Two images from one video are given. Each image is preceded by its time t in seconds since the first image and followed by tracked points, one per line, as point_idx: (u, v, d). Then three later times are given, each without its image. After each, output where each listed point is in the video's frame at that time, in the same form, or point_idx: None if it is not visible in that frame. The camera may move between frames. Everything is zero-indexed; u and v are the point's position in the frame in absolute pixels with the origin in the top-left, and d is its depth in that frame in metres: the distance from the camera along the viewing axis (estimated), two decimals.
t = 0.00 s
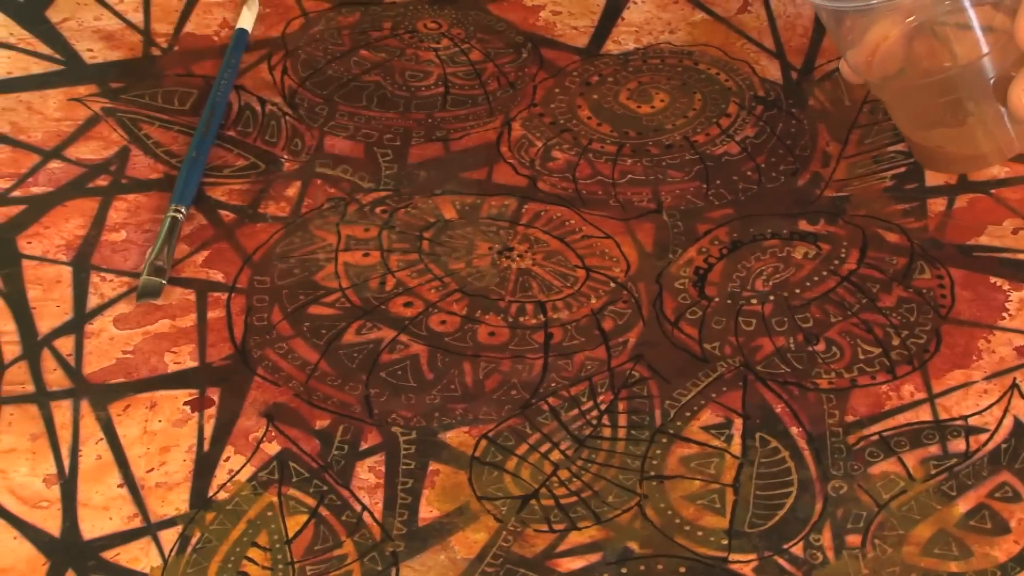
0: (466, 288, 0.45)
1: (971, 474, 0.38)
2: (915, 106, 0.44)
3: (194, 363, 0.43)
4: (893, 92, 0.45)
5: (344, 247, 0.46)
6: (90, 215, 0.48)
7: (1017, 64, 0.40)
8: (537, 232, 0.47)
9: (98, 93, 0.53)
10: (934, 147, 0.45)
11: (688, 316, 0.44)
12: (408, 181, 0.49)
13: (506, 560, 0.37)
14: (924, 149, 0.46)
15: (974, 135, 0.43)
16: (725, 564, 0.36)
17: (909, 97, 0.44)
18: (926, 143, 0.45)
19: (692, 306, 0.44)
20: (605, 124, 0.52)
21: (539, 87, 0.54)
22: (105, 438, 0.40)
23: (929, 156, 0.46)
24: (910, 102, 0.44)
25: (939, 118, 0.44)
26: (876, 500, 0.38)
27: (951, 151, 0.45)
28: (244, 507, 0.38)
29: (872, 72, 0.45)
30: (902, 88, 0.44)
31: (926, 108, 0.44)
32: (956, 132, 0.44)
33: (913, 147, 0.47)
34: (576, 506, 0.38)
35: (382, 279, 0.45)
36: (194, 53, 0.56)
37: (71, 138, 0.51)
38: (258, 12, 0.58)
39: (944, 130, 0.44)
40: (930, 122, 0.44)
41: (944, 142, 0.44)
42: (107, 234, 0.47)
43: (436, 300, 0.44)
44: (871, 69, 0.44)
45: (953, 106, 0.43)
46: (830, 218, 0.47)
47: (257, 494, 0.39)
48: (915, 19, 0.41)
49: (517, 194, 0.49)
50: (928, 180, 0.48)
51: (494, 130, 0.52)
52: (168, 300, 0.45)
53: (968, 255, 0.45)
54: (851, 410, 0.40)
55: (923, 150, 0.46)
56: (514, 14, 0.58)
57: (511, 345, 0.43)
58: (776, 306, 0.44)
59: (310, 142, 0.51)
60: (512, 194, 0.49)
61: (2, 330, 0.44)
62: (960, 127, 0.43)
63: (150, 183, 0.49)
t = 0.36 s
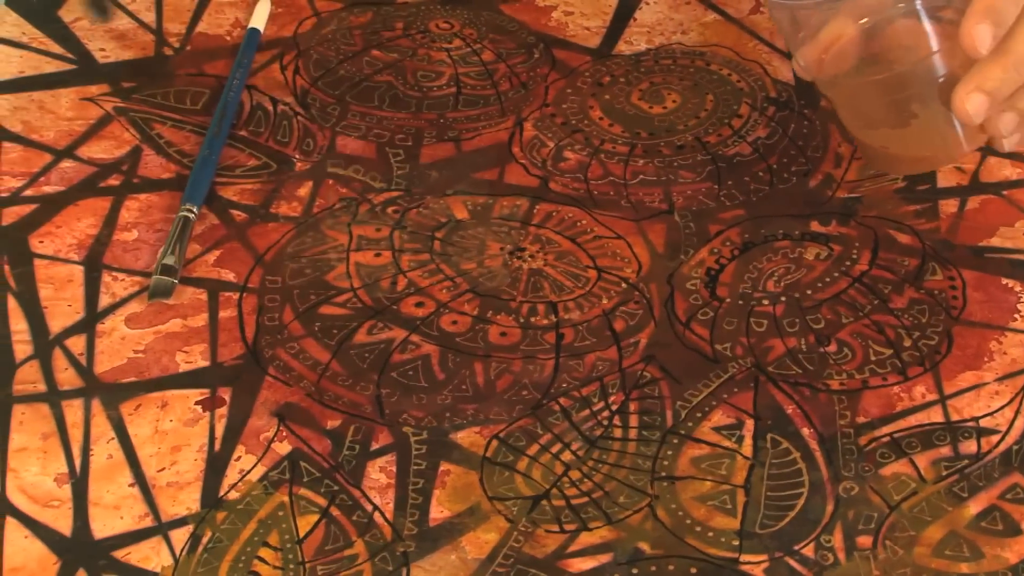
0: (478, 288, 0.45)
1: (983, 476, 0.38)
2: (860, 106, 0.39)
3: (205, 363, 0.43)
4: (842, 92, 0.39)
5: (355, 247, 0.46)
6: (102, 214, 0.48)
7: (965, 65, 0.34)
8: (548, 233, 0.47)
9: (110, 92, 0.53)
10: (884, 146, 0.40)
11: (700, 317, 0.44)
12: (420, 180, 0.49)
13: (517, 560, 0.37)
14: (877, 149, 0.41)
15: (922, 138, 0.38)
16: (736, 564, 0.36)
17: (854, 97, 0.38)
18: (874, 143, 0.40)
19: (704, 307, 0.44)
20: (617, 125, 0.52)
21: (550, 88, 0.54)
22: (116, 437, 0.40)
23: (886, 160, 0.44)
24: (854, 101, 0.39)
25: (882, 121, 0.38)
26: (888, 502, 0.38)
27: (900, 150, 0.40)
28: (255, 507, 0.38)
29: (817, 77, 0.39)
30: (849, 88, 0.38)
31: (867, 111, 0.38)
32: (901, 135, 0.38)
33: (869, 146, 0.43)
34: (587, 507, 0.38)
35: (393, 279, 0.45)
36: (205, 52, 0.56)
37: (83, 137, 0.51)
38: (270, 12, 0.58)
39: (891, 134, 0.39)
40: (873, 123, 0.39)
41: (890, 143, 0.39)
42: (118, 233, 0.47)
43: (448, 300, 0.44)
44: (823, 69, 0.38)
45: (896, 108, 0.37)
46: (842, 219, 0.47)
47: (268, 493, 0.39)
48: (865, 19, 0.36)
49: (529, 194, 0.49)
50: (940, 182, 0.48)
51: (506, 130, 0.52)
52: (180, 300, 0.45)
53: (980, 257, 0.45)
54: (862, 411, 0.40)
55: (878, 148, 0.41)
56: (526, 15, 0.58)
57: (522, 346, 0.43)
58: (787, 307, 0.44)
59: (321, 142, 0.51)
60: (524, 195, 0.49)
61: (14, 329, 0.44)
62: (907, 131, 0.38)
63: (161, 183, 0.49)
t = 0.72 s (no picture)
0: (486, 289, 0.45)
1: (992, 478, 0.38)
2: (825, 109, 0.41)
3: (213, 363, 0.42)
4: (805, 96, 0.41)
5: (363, 247, 0.46)
6: (109, 214, 0.48)
7: (927, 71, 0.37)
8: (557, 233, 0.47)
9: (117, 91, 0.53)
10: (846, 151, 0.42)
11: (708, 318, 0.43)
12: (428, 181, 0.49)
13: (525, 562, 0.37)
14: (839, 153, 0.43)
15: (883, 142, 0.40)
16: (745, 567, 0.36)
17: (819, 101, 0.40)
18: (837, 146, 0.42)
19: (713, 308, 0.44)
20: (626, 125, 0.52)
21: (559, 88, 0.54)
22: (123, 438, 0.40)
23: (849, 170, 0.45)
24: (819, 105, 0.41)
25: (844, 126, 0.40)
26: (897, 504, 0.38)
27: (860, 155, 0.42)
28: (262, 507, 0.38)
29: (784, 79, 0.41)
30: (814, 92, 0.40)
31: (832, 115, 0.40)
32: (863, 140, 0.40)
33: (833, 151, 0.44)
34: (596, 508, 0.38)
35: (401, 279, 0.45)
36: (213, 52, 0.56)
37: (90, 137, 0.51)
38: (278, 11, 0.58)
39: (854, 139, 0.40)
40: (836, 127, 0.41)
41: (853, 147, 0.41)
42: (125, 233, 0.47)
43: (456, 301, 0.44)
44: (789, 73, 0.40)
45: (858, 114, 0.39)
46: (851, 220, 0.47)
47: (275, 494, 0.39)
48: (832, 27, 0.38)
49: (538, 195, 0.48)
50: (950, 183, 0.48)
51: (515, 130, 0.52)
52: (187, 300, 0.44)
53: (989, 258, 0.45)
54: (872, 413, 0.40)
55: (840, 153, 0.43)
56: (534, 14, 0.58)
57: (531, 347, 0.43)
58: (796, 308, 0.43)
59: (329, 142, 0.51)
60: (532, 195, 0.48)
61: (21, 329, 0.44)
62: (870, 138, 0.40)
63: (168, 183, 0.49)
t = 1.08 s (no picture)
0: (495, 290, 0.45)
1: (1004, 481, 0.38)
2: (802, 100, 0.40)
3: (221, 364, 0.42)
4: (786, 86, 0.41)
5: (372, 248, 0.46)
6: (117, 214, 0.48)
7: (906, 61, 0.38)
8: (566, 235, 0.47)
9: (127, 92, 0.53)
10: (823, 147, 0.40)
11: (719, 319, 0.43)
12: (438, 181, 0.49)
13: (534, 564, 0.36)
14: (815, 151, 0.41)
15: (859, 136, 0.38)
16: (755, 569, 0.36)
17: (800, 89, 0.39)
18: (815, 141, 0.40)
19: (723, 310, 0.44)
20: (636, 126, 0.51)
21: (569, 89, 0.54)
22: (131, 438, 0.40)
23: (827, 162, 0.42)
24: (798, 96, 0.40)
25: (821, 115, 0.38)
26: (908, 507, 0.38)
27: (838, 151, 0.39)
28: (271, 509, 0.38)
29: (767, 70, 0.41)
30: (795, 80, 0.40)
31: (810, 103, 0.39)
32: (840, 133, 0.38)
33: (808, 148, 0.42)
34: (605, 510, 0.38)
35: (410, 280, 0.45)
36: (223, 52, 0.56)
37: (99, 137, 0.51)
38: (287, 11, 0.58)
39: (830, 132, 0.38)
40: (814, 118, 0.39)
41: (829, 142, 0.39)
42: (134, 233, 0.47)
43: (465, 302, 0.44)
44: (771, 63, 0.40)
45: (837, 101, 0.38)
46: (862, 222, 0.46)
47: (284, 495, 0.38)
48: (813, 17, 0.38)
49: (547, 195, 0.48)
50: (961, 185, 0.48)
51: (525, 130, 0.51)
52: (196, 300, 0.44)
53: (1001, 260, 0.45)
54: (883, 415, 0.40)
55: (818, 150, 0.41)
56: (545, 15, 0.58)
57: (540, 348, 0.42)
58: (807, 310, 0.43)
59: (338, 142, 0.51)
60: (541, 196, 0.48)
61: (30, 329, 0.44)
62: (849, 129, 0.38)
63: (177, 183, 0.49)
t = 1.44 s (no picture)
0: (505, 291, 0.45)
1: (1014, 483, 0.38)
2: (813, 91, 0.40)
3: (231, 364, 0.42)
4: (796, 79, 0.41)
5: (382, 248, 0.46)
6: (128, 214, 0.48)
7: (916, 52, 0.38)
8: (576, 235, 0.47)
9: (137, 91, 0.53)
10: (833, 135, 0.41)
11: (729, 320, 0.43)
12: (448, 181, 0.49)
13: (543, 565, 0.36)
14: (829, 137, 0.42)
15: (869, 126, 0.39)
16: (764, 570, 0.36)
17: (810, 81, 0.40)
18: (826, 131, 0.41)
19: (733, 311, 0.44)
20: (646, 126, 0.51)
21: (579, 89, 0.54)
22: (141, 438, 0.40)
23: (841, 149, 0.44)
24: (809, 87, 0.40)
25: (833, 107, 0.39)
26: (917, 508, 0.38)
27: (849, 139, 0.41)
28: (280, 509, 0.38)
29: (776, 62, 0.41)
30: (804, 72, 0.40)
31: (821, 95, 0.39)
32: (851, 123, 0.39)
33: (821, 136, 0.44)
34: (614, 511, 0.38)
35: (420, 280, 0.45)
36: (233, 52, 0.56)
37: (110, 136, 0.51)
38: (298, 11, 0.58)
39: (842, 122, 0.40)
40: (824, 109, 0.40)
41: (839, 131, 0.40)
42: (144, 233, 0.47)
43: (475, 302, 0.44)
44: (780, 56, 0.40)
45: (847, 94, 0.39)
46: (872, 223, 0.46)
47: (293, 495, 0.38)
48: (824, 10, 0.38)
49: (557, 196, 0.48)
50: (972, 187, 0.48)
51: (535, 131, 0.51)
52: (206, 300, 0.44)
53: (1011, 262, 0.45)
54: (892, 417, 0.40)
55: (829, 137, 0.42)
56: (555, 15, 0.58)
57: (550, 348, 0.42)
58: (817, 311, 0.43)
59: (348, 142, 0.51)
60: (551, 196, 0.48)
61: (41, 328, 0.44)
62: (860, 119, 0.39)
63: (188, 183, 0.49)
